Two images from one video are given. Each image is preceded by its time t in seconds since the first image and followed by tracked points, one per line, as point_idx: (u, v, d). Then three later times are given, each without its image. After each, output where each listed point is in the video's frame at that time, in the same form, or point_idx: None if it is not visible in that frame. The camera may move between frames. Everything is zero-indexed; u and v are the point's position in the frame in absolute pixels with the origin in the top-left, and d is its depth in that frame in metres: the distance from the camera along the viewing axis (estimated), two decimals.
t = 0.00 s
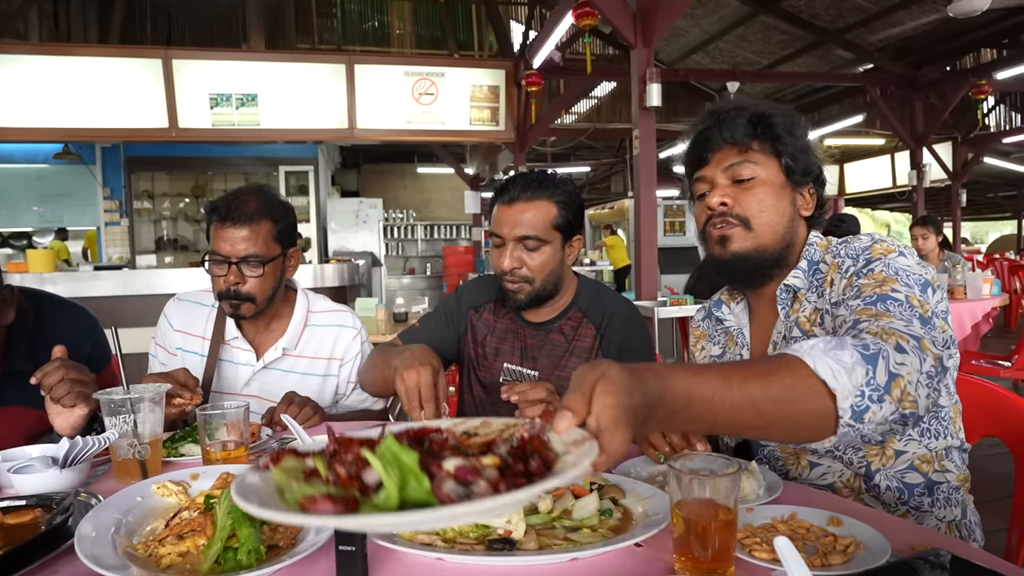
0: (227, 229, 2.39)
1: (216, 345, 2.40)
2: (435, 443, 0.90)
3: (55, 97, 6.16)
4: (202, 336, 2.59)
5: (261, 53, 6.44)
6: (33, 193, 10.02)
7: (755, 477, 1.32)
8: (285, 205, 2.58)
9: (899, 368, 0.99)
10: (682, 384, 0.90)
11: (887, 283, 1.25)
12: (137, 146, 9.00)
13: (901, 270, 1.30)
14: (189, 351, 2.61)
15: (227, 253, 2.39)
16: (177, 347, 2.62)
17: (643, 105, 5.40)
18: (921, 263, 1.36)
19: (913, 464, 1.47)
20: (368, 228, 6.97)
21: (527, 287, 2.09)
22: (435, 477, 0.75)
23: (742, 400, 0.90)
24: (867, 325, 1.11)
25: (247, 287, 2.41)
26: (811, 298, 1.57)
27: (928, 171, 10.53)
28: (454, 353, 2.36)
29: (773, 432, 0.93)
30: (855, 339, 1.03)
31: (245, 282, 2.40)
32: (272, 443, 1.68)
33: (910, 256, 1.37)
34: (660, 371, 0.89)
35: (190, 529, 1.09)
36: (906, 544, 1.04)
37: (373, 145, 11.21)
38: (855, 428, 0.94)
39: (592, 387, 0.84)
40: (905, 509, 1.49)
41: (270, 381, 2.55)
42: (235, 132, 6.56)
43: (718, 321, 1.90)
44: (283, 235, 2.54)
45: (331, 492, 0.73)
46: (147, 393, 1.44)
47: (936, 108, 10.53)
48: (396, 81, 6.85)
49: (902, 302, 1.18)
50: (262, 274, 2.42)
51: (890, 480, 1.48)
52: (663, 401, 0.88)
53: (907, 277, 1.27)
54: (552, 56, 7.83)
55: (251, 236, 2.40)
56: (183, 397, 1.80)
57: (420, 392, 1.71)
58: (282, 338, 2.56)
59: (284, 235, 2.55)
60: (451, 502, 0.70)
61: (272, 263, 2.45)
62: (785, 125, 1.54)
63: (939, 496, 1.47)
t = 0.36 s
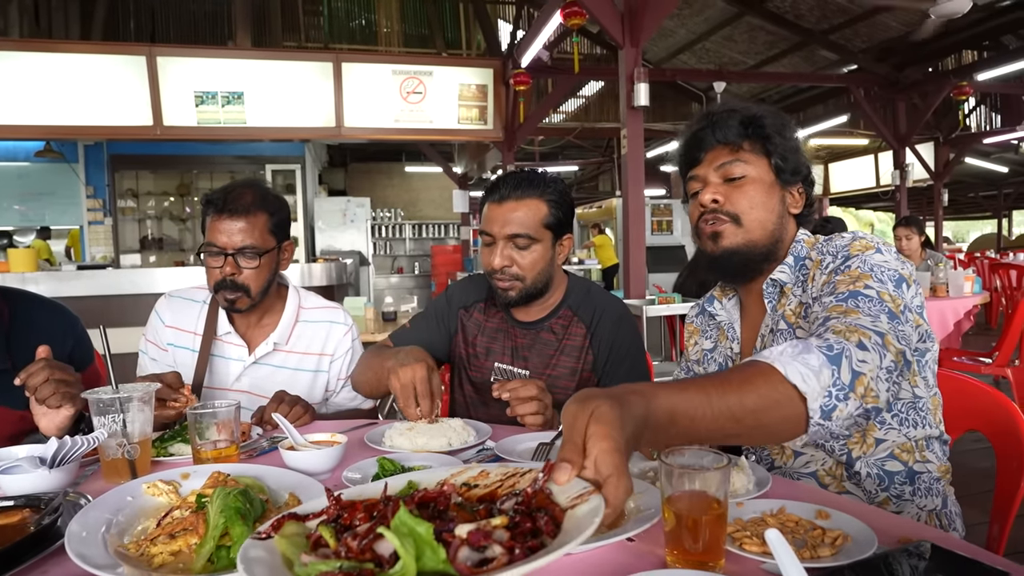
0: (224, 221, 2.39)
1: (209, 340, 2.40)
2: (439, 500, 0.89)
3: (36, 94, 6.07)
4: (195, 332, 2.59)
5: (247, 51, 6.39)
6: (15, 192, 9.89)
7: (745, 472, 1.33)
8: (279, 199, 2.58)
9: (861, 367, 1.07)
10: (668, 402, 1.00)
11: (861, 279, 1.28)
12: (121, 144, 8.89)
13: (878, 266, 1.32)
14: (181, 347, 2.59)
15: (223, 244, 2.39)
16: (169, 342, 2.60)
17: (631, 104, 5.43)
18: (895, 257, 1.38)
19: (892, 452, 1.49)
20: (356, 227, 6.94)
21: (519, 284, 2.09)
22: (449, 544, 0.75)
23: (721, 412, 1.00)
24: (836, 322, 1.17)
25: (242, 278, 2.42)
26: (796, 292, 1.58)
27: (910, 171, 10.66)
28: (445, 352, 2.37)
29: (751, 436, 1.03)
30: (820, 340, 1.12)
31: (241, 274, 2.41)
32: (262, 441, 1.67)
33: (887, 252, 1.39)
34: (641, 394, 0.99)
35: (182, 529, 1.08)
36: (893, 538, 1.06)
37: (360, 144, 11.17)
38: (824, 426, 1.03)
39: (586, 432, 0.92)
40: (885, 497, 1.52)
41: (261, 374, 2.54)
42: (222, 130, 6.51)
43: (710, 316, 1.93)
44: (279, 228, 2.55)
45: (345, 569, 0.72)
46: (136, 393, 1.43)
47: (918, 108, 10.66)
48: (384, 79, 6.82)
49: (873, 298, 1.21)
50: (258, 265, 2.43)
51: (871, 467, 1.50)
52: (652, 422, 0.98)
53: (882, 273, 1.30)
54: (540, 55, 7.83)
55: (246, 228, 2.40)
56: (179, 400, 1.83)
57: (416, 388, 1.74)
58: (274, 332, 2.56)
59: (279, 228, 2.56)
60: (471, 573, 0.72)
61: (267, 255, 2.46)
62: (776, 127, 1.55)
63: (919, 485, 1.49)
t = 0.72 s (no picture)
0: (225, 220, 2.40)
1: (209, 339, 2.41)
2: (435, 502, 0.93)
3: (31, 93, 6.05)
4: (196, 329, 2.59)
5: (244, 50, 6.38)
6: (10, 191, 9.85)
7: (739, 470, 1.34)
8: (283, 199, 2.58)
9: (848, 348, 1.05)
10: (666, 385, 0.96)
11: (851, 267, 1.28)
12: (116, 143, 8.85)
13: (867, 254, 1.32)
14: (182, 344, 2.60)
15: (224, 243, 2.41)
16: (170, 340, 2.61)
17: (627, 103, 5.44)
18: (883, 245, 1.39)
19: (886, 446, 1.51)
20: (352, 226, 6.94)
21: (516, 286, 2.11)
22: (433, 552, 0.74)
23: (719, 394, 0.97)
24: (823, 306, 1.16)
25: (242, 277, 2.42)
26: (790, 287, 1.59)
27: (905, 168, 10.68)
28: (441, 352, 2.38)
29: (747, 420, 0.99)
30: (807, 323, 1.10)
31: (240, 272, 2.41)
32: (261, 442, 1.69)
33: (877, 241, 1.40)
34: (636, 378, 0.95)
35: (182, 530, 1.09)
36: (885, 535, 1.07)
37: (357, 142, 11.15)
38: (816, 407, 1.02)
39: (575, 428, 0.89)
40: (879, 492, 1.52)
41: (259, 373, 2.54)
42: (218, 129, 6.50)
43: (708, 316, 1.94)
44: (279, 227, 2.55)
45: None
46: (135, 395, 1.44)
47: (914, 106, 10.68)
48: (381, 78, 6.82)
49: (861, 282, 1.22)
50: (257, 264, 2.43)
51: (865, 460, 1.52)
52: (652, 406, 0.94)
53: (872, 261, 1.30)
54: (537, 54, 7.84)
55: (247, 227, 2.41)
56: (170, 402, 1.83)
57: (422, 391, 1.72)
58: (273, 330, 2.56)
59: (280, 228, 2.56)
60: None
61: (267, 254, 2.47)
62: (766, 128, 1.56)
63: (914, 482, 1.50)
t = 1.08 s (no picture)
0: (207, 218, 2.43)
1: (205, 340, 2.41)
2: (446, 530, 0.84)
3: (24, 95, 6.04)
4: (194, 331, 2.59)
5: (238, 51, 6.36)
6: (4, 193, 9.83)
7: (731, 474, 1.35)
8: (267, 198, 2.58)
9: (898, 358, 0.96)
10: (701, 411, 0.85)
11: (868, 270, 1.24)
12: (109, 144, 8.82)
13: (881, 256, 1.30)
14: (180, 346, 2.60)
15: (204, 240, 2.43)
16: (168, 341, 2.60)
17: (622, 104, 5.44)
18: (899, 248, 1.35)
19: (883, 457, 1.51)
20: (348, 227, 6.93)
21: (509, 289, 2.11)
22: None
23: (759, 417, 0.86)
24: (857, 315, 1.08)
25: (218, 275, 2.43)
26: (792, 290, 1.59)
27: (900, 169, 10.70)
28: (434, 355, 2.38)
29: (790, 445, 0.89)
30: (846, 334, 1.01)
31: (218, 269, 2.42)
32: (255, 446, 1.69)
33: (887, 243, 1.38)
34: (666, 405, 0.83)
35: (174, 536, 1.09)
36: (874, 538, 1.08)
37: (352, 144, 11.14)
38: (867, 425, 0.91)
39: (591, 467, 0.75)
40: (875, 503, 1.52)
41: (254, 374, 2.54)
42: (212, 130, 6.49)
43: (707, 316, 1.94)
44: (263, 226, 2.55)
45: None
46: (130, 401, 1.44)
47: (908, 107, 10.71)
48: (376, 79, 6.81)
49: (885, 287, 1.17)
50: (236, 262, 2.44)
51: (862, 471, 1.52)
52: (681, 437, 0.82)
53: (888, 263, 1.27)
54: (532, 55, 7.84)
55: (228, 224, 2.43)
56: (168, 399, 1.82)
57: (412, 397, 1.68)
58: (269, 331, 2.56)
59: (264, 227, 2.56)
60: None
61: (246, 251, 2.46)
62: (756, 127, 1.55)
63: (910, 493, 1.51)
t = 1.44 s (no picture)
0: (213, 224, 2.43)
1: (204, 342, 2.42)
2: None
3: (22, 98, 6.03)
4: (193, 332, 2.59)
5: (236, 53, 6.35)
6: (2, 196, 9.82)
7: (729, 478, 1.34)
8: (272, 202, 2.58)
9: (914, 382, 0.94)
10: (708, 449, 0.81)
11: (879, 281, 1.23)
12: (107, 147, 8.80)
13: (890, 263, 1.28)
14: (179, 348, 2.59)
15: (212, 247, 2.43)
16: (168, 342, 2.60)
17: (620, 104, 5.44)
18: (909, 257, 1.33)
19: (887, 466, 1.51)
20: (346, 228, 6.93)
21: (517, 285, 2.11)
22: None
23: (771, 453, 0.82)
24: (873, 333, 1.06)
25: (230, 280, 2.44)
26: (795, 295, 1.59)
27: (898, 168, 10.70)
28: (431, 358, 2.38)
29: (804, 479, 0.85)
30: (862, 356, 0.99)
31: (228, 275, 2.43)
32: (252, 450, 1.69)
33: (896, 249, 1.36)
34: (672, 446, 0.79)
35: (170, 541, 1.08)
36: (873, 540, 1.08)
37: (350, 145, 11.14)
38: (884, 454, 0.89)
39: (588, 515, 0.71)
40: (877, 512, 1.52)
41: (254, 376, 2.54)
42: (210, 133, 6.47)
43: (707, 319, 1.94)
44: (269, 230, 2.56)
45: None
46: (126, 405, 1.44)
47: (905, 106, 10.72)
48: (374, 81, 6.81)
49: (898, 301, 1.15)
50: (244, 268, 2.44)
51: (865, 482, 1.52)
52: (687, 478, 0.78)
53: (898, 271, 1.25)
54: (530, 56, 7.85)
55: (236, 231, 2.43)
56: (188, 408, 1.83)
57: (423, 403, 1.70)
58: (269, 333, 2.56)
59: (270, 231, 2.56)
60: None
61: (254, 257, 2.47)
62: (749, 127, 1.54)
63: (912, 501, 1.50)
